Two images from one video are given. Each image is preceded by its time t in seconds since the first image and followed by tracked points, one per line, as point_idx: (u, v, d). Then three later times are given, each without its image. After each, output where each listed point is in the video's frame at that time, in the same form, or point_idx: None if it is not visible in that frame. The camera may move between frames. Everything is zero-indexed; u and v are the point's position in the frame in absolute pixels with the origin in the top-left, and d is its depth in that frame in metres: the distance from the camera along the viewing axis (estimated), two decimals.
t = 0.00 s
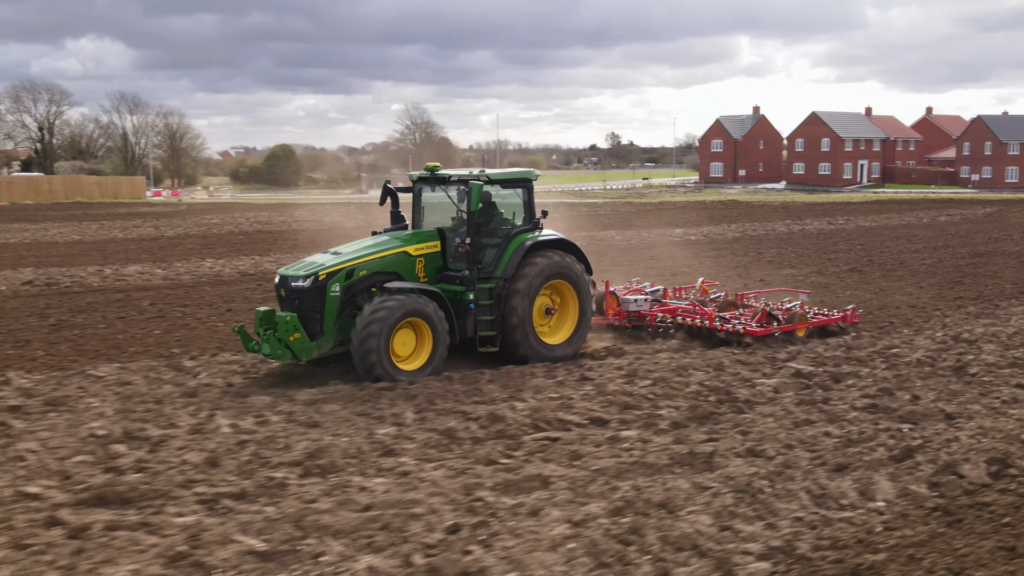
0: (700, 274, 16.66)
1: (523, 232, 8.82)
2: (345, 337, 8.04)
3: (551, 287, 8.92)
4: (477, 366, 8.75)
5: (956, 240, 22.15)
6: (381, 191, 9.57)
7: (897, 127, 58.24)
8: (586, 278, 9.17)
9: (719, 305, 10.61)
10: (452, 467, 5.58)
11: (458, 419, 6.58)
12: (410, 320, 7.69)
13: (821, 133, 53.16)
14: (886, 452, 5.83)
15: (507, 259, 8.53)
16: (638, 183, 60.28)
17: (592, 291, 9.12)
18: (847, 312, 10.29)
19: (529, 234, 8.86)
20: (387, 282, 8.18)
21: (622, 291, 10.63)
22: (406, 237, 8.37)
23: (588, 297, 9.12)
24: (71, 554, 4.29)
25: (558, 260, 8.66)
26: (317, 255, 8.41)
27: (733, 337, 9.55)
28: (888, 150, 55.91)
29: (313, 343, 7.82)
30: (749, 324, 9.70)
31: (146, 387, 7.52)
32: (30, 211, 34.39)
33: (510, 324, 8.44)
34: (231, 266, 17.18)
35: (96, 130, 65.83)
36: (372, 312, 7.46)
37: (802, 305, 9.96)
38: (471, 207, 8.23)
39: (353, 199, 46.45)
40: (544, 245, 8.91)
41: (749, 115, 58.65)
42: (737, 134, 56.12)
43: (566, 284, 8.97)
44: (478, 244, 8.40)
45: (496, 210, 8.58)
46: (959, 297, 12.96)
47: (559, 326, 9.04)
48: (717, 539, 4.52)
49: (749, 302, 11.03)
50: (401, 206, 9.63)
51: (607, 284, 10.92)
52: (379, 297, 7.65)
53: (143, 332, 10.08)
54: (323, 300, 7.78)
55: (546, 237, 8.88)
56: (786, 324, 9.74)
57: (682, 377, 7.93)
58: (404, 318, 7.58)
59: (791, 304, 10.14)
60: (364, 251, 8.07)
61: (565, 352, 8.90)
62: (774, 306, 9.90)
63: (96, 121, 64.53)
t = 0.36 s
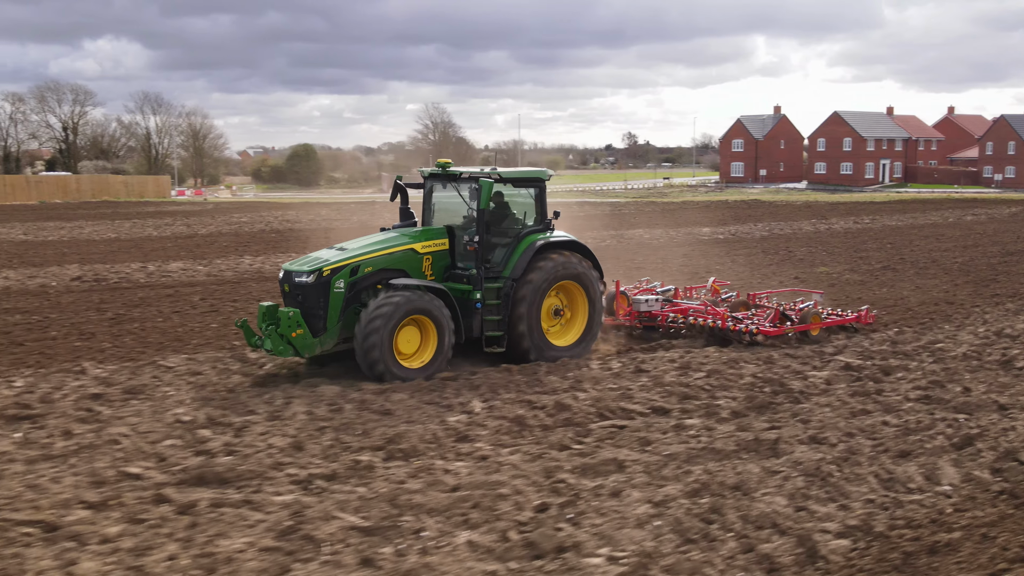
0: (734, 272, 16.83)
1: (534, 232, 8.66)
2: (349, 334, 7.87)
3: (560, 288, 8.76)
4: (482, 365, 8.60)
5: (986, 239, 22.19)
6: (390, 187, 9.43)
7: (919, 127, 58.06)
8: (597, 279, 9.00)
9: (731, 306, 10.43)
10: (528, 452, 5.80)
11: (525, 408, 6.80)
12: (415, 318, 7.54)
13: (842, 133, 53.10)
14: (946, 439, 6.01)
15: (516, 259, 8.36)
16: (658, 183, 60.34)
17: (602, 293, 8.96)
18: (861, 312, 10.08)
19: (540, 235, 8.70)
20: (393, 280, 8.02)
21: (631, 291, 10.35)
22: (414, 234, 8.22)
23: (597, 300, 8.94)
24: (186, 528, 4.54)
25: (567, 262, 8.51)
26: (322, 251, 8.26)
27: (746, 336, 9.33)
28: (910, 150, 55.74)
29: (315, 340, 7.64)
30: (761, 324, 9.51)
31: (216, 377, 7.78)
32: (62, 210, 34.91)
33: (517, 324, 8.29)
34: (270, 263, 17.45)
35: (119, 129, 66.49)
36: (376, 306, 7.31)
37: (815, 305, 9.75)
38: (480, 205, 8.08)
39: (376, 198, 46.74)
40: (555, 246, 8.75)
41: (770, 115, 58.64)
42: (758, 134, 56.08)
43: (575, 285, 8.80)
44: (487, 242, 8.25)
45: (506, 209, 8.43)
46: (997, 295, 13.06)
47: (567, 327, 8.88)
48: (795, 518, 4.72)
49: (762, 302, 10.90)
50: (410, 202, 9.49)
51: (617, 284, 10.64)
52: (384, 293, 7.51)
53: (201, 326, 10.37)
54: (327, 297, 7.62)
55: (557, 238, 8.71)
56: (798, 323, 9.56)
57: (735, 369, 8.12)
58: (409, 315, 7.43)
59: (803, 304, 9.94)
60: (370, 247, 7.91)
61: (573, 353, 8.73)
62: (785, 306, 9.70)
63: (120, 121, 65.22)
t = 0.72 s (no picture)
0: (766, 269, 17.01)
1: (538, 230, 8.50)
2: (348, 334, 7.77)
3: (564, 286, 8.61)
4: (486, 365, 8.49)
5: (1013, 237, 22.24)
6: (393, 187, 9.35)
7: (939, 126, 57.92)
8: (602, 277, 8.83)
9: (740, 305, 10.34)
10: (594, 439, 6.01)
11: (584, 398, 7.01)
12: (416, 317, 7.45)
13: (862, 132, 53.05)
14: (999, 429, 6.19)
15: (519, 258, 8.22)
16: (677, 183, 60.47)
17: (608, 292, 8.79)
18: (872, 312, 9.98)
19: (544, 232, 8.54)
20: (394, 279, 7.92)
21: (639, 290, 10.17)
22: (415, 233, 8.13)
23: (602, 298, 8.78)
24: (283, 506, 4.78)
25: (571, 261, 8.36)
26: (322, 251, 8.18)
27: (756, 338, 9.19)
28: (931, 149, 55.63)
29: (314, 340, 7.54)
30: (772, 324, 9.38)
31: (278, 367, 8.04)
32: (91, 209, 35.35)
33: (520, 324, 8.16)
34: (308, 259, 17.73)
35: (140, 129, 67.02)
36: (377, 305, 7.24)
37: (825, 305, 9.65)
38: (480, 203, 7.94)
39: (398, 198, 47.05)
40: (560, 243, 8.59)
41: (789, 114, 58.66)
42: (778, 134, 56.13)
43: (580, 284, 8.65)
44: (489, 241, 8.12)
45: (509, 206, 8.27)
46: None
47: (572, 326, 8.74)
48: (863, 500, 4.92)
49: (773, 303, 10.94)
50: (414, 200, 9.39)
51: (624, 283, 10.47)
52: (385, 293, 7.44)
53: (252, 322, 10.65)
54: (326, 296, 7.53)
55: (562, 235, 8.55)
56: (809, 323, 9.44)
57: (783, 362, 8.33)
58: (410, 314, 7.35)
59: (813, 304, 9.83)
60: (370, 246, 7.82)
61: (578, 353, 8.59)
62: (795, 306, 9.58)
63: (142, 121, 65.79)
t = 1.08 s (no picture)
0: (792, 267, 17.20)
1: (537, 228, 8.42)
2: (345, 334, 7.75)
3: (564, 285, 8.49)
4: (484, 364, 8.39)
5: None
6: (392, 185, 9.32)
7: (956, 126, 57.84)
8: (603, 276, 8.72)
9: (745, 306, 10.18)
10: (652, 428, 6.23)
11: (635, 390, 7.23)
12: (414, 316, 7.40)
13: (879, 132, 53.03)
14: None
15: (518, 256, 8.13)
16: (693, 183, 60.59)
17: (608, 290, 8.68)
18: (881, 313, 9.80)
19: (543, 230, 8.45)
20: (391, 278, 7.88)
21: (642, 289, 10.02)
22: (412, 232, 8.09)
23: (603, 297, 8.66)
24: (367, 488, 5.02)
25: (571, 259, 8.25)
26: (318, 250, 8.16)
27: (760, 339, 9.06)
28: (947, 149, 55.55)
29: (309, 340, 7.53)
30: (776, 325, 9.24)
31: (332, 359, 8.28)
32: (115, 208, 35.73)
33: (518, 324, 8.06)
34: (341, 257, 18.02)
35: (157, 130, 67.47)
36: (375, 302, 7.20)
37: (831, 306, 9.51)
38: (477, 201, 7.86)
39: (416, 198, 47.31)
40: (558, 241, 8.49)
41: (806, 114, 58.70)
42: (794, 134, 56.20)
43: (581, 283, 8.53)
44: (487, 239, 8.04)
45: (507, 204, 8.19)
46: None
47: (573, 325, 8.63)
48: (920, 485, 5.13)
49: (779, 303, 10.78)
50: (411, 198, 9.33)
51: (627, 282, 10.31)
52: (383, 291, 7.39)
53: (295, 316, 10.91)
54: (321, 296, 7.51)
55: (562, 233, 8.46)
56: (814, 324, 9.38)
57: (824, 357, 8.53)
58: (407, 313, 7.30)
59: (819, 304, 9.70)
60: (366, 245, 7.79)
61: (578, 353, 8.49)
62: (800, 307, 9.48)
63: (160, 121, 66.27)
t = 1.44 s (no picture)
0: (815, 265, 17.41)
1: (533, 227, 8.38)
2: (339, 334, 7.69)
3: (561, 284, 8.48)
4: (481, 364, 8.36)
5: None
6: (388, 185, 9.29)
7: (970, 126, 57.83)
8: (600, 276, 8.70)
9: (747, 306, 10.09)
10: (702, 417, 6.46)
11: (681, 382, 7.46)
12: (410, 316, 7.40)
13: (895, 132, 53.09)
14: None
15: (514, 255, 8.11)
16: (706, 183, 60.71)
17: (607, 290, 8.66)
18: (884, 314, 9.70)
19: (540, 229, 8.42)
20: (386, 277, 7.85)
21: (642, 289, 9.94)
22: (408, 231, 8.05)
23: (602, 297, 8.65)
24: (440, 471, 5.27)
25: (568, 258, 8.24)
26: (312, 249, 8.12)
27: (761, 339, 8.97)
28: (962, 149, 55.54)
29: (303, 340, 7.47)
30: (777, 325, 9.15)
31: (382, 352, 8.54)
32: (137, 207, 36.07)
33: (514, 323, 8.03)
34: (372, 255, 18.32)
35: (173, 130, 67.89)
36: (371, 299, 7.20)
37: (833, 306, 9.42)
38: (473, 199, 7.84)
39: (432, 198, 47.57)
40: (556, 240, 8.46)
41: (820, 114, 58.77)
42: (808, 134, 56.35)
43: (578, 283, 8.51)
44: (483, 238, 8.01)
45: (504, 203, 8.17)
46: None
47: (570, 324, 8.61)
48: (968, 470, 5.35)
49: (782, 303, 10.67)
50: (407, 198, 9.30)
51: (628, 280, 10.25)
52: (379, 289, 7.40)
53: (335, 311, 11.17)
54: (315, 295, 7.45)
55: (559, 232, 8.43)
56: (816, 324, 9.25)
57: (859, 352, 8.76)
58: (403, 311, 7.30)
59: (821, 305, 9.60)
60: (361, 244, 7.75)
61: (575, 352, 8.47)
62: (803, 307, 9.37)
63: (176, 122, 66.68)
